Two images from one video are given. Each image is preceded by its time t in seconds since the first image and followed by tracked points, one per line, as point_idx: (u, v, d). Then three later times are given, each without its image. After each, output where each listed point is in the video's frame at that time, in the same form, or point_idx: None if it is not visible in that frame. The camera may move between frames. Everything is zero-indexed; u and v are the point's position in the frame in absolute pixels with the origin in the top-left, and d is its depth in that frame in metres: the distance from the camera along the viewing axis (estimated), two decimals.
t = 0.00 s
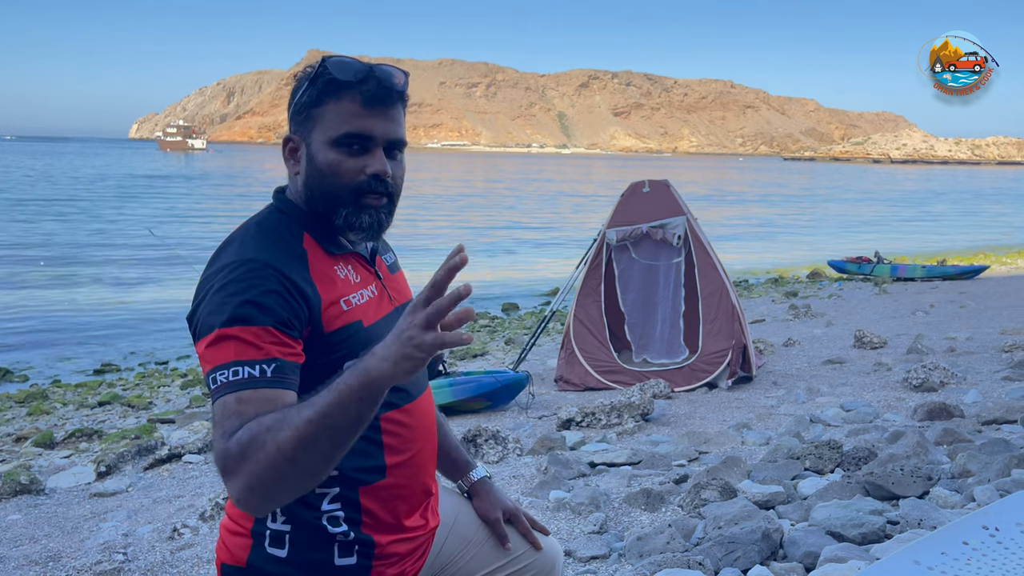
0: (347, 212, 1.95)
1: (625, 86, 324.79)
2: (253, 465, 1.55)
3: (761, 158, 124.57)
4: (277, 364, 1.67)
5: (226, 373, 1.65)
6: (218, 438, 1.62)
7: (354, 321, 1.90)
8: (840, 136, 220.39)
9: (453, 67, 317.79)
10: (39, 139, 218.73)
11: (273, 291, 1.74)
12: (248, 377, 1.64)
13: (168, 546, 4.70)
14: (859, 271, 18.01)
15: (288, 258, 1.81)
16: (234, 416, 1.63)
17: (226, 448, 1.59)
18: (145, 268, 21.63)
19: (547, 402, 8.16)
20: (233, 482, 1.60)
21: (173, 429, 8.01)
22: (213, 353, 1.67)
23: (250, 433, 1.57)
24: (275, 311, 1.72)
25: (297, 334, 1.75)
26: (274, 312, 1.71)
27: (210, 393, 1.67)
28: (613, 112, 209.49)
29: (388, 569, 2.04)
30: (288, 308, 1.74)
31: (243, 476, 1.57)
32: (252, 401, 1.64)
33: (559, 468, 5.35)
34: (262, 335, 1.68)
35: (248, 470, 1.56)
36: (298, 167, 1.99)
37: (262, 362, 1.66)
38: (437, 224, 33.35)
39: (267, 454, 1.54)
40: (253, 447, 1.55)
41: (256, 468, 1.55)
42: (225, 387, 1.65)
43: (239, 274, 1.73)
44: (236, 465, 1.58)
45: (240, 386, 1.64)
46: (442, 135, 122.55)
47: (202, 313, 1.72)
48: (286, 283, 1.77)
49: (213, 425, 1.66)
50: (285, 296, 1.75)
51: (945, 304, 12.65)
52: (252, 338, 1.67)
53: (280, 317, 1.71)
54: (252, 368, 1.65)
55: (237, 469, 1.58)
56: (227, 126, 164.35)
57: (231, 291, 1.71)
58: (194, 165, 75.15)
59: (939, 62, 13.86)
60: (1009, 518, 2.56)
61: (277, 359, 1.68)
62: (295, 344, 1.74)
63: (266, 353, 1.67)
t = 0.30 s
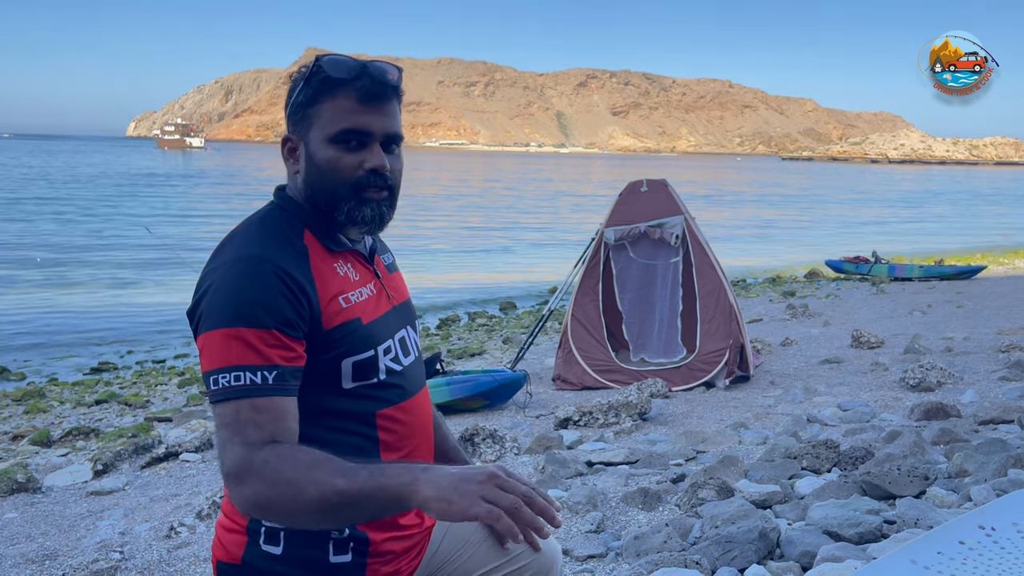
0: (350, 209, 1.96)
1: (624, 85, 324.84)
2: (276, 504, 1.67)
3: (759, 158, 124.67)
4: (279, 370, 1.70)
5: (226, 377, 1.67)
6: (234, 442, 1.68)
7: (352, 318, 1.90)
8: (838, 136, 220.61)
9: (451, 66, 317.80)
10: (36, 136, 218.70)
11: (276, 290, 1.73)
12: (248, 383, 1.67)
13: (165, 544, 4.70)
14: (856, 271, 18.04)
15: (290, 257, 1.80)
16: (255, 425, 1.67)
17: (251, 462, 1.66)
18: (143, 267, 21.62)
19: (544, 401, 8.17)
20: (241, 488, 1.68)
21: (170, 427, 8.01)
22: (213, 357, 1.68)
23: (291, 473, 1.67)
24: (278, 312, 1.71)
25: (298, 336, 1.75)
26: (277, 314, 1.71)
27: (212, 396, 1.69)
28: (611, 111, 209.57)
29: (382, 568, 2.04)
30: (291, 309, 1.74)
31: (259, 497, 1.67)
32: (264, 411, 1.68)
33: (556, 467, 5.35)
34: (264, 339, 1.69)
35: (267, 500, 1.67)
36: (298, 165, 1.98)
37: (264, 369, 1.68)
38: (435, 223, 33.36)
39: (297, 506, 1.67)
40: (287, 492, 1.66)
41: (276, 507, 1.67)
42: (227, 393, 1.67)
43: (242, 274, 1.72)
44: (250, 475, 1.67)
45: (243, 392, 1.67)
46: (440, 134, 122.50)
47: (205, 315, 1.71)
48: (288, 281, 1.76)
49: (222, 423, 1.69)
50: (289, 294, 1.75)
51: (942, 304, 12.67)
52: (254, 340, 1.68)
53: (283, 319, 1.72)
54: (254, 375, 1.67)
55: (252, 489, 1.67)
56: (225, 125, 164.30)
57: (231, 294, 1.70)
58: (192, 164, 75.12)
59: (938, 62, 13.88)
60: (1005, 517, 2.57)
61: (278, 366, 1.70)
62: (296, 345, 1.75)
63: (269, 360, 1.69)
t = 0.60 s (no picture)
0: (359, 205, 1.94)
1: (622, 84, 324.76)
2: (331, 537, 1.71)
3: (757, 158, 124.70)
4: (314, 372, 1.72)
5: (263, 382, 1.68)
6: (289, 455, 1.71)
7: (364, 318, 1.90)
8: (836, 136, 220.75)
9: (450, 65, 317.78)
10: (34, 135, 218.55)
11: (296, 287, 1.71)
12: (288, 386, 1.69)
13: (163, 543, 4.70)
14: (854, 271, 18.06)
15: (305, 255, 1.78)
16: (307, 438, 1.71)
17: (314, 483, 1.70)
18: (141, 265, 21.61)
19: (542, 399, 8.18)
20: (293, 503, 1.72)
21: (168, 426, 8.01)
22: (247, 360, 1.67)
23: (352, 504, 1.72)
24: (305, 313, 1.71)
25: (324, 336, 1.76)
26: (304, 314, 1.71)
27: (249, 398, 1.70)
28: (610, 110, 209.59)
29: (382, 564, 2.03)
30: (313, 309, 1.74)
31: (315, 522, 1.71)
32: (310, 420, 1.71)
33: (554, 466, 5.36)
34: (296, 340, 1.69)
35: (323, 531, 1.71)
36: (304, 163, 1.95)
37: (300, 372, 1.69)
38: (433, 222, 33.35)
39: (354, 546, 1.72)
40: (348, 526, 1.71)
41: (330, 540, 1.71)
42: (269, 398, 1.69)
43: (261, 272, 1.69)
44: (307, 495, 1.71)
45: (286, 397, 1.69)
46: (439, 133, 122.42)
47: (229, 319, 1.68)
48: (310, 281, 1.74)
49: (271, 431, 1.71)
50: (308, 293, 1.73)
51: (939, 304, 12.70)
52: (286, 342, 1.68)
53: (310, 319, 1.72)
54: (291, 378, 1.69)
55: (309, 510, 1.71)
56: (222, 123, 164.13)
57: (252, 295, 1.67)
58: (190, 162, 75.04)
59: (939, 62, 13.91)
60: (1002, 516, 2.57)
61: (313, 368, 1.71)
62: (323, 345, 1.76)
63: (304, 361, 1.70)
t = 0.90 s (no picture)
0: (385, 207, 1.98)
1: (621, 83, 324.78)
2: (325, 541, 1.71)
3: (756, 157, 124.75)
4: (319, 375, 1.70)
5: (267, 383, 1.66)
6: (287, 458, 1.69)
7: (371, 319, 1.89)
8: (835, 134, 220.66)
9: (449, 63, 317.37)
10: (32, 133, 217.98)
11: (313, 291, 1.69)
12: (291, 389, 1.67)
13: (161, 542, 4.70)
14: (852, 270, 18.07)
15: (323, 257, 1.77)
16: (306, 442, 1.70)
17: (311, 488, 1.70)
18: (139, 264, 21.61)
19: (541, 398, 8.17)
20: (288, 505, 1.72)
21: (166, 425, 8.01)
22: (255, 361, 1.65)
23: (347, 509, 1.73)
24: (318, 315, 1.70)
25: (332, 338, 1.75)
26: (317, 316, 1.69)
27: (249, 398, 1.68)
28: (609, 110, 209.69)
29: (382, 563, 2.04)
30: (327, 312, 1.72)
31: (308, 525, 1.71)
32: (309, 425, 1.70)
33: (553, 465, 5.35)
34: (305, 342, 1.67)
35: (316, 534, 1.71)
36: (332, 165, 1.92)
37: (305, 375, 1.67)
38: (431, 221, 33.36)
39: (348, 550, 1.72)
40: (342, 530, 1.72)
41: (324, 544, 1.72)
42: (274, 399, 1.67)
43: (289, 277, 1.67)
44: (303, 499, 1.70)
45: (287, 400, 1.67)
46: (437, 131, 122.41)
47: (245, 320, 1.65)
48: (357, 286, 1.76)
49: (271, 433, 1.69)
50: (323, 295, 1.72)
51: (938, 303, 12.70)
52: (296, 344, 1.66)
53: (321, 321, 1.71)
54: (296, 381, 1.67)
55: (304, 514, 1.71)
56: (220, 122, 163.89)
57: (270, 297, 1.65)
58: (189, 160, 74.94)
59: (938, 62, 13.92)
60: (1001, 517, 2.57)
61: (318, 372, 1.70)
62: (331, 347, 1.74)
63: (310, 364, 1.68)
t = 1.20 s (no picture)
0: (352, 203, 1.92)
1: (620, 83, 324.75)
2: (338, 540, 1.71)
3: (755, 157, 124.85)
4: (325, 374, 1.70)
5: (274, 382, 1.65)
6: (296, 459, 1.69)
7: (372, 319, 1.89)
8: (834, 134, 220.75)
9: (448, 62, 317.95)
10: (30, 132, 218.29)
11: (310, 288, 1.69)
12: (298, 388, 1.67)
13: (159, 541, 4.70)
14: (850, 270, 18.09)
15: (321, 255, 1.76)
16: (315, 442, 1.70)
17: (321, 488, 1.70)
18: (138, 263, 21.60)
19: (539, 398, 8.18)
20: (300, 507, 1.71)
21: (164, 424, 8.01)
22: (260, 361, 1.65)
23: (360, 507, 1.73)
24: (320, 313, 1.69)
25: (335, 338, 1.75)
26: (318, 314, 1.69)
27: (256, 399, 1.68)
28: (607, 109, 209.77)
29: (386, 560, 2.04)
30: (328, 310, 1.72)
31: (321, 525, 1.71)
32: (317, 424, 1.70)
33: (551, 464, 5.36)
34: (309, 341, 1.67)
35: (328, 533, 1.71)
36: (306, 160, 1.93)
37: (311, 374, 1.67)
38: (429, 220, 33.37)
39: (362, 547, 1.72)
40: (356, 527, 1.72)
41: (338, 543, 1.71)
42: (280, 399, 1.67)
43: (281, 273, 1.67)
44: (316, 501, 1.70)
45: (294, 399, 1.67)
46: (435, 131, 122.46)
47: (243, 319, 1.65)
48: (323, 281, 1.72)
49: (279, 434, 1.69)
50: (325, 294, 1.71)
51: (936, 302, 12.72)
52: (298, 342, 1.66)
53: (324, 321, 1.71)
54: (302, 380, 1.67)
55: (317, 515, 1.71)
56: (218, 121, 163.82)
57: (270, 297, 1.65)
58: (188, 159, 74.93)
59: (939, 62, 13.94)
60: (998, 516, 2.58)
61: (324, 370, 1.70)
62: (335, 346, 1.74)
63: (315, 364, 1.68)
